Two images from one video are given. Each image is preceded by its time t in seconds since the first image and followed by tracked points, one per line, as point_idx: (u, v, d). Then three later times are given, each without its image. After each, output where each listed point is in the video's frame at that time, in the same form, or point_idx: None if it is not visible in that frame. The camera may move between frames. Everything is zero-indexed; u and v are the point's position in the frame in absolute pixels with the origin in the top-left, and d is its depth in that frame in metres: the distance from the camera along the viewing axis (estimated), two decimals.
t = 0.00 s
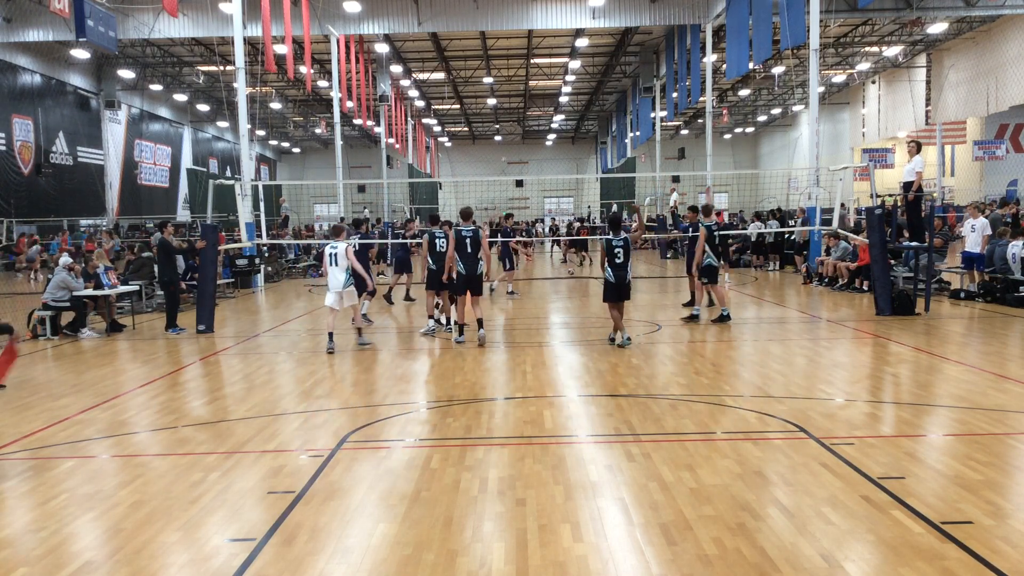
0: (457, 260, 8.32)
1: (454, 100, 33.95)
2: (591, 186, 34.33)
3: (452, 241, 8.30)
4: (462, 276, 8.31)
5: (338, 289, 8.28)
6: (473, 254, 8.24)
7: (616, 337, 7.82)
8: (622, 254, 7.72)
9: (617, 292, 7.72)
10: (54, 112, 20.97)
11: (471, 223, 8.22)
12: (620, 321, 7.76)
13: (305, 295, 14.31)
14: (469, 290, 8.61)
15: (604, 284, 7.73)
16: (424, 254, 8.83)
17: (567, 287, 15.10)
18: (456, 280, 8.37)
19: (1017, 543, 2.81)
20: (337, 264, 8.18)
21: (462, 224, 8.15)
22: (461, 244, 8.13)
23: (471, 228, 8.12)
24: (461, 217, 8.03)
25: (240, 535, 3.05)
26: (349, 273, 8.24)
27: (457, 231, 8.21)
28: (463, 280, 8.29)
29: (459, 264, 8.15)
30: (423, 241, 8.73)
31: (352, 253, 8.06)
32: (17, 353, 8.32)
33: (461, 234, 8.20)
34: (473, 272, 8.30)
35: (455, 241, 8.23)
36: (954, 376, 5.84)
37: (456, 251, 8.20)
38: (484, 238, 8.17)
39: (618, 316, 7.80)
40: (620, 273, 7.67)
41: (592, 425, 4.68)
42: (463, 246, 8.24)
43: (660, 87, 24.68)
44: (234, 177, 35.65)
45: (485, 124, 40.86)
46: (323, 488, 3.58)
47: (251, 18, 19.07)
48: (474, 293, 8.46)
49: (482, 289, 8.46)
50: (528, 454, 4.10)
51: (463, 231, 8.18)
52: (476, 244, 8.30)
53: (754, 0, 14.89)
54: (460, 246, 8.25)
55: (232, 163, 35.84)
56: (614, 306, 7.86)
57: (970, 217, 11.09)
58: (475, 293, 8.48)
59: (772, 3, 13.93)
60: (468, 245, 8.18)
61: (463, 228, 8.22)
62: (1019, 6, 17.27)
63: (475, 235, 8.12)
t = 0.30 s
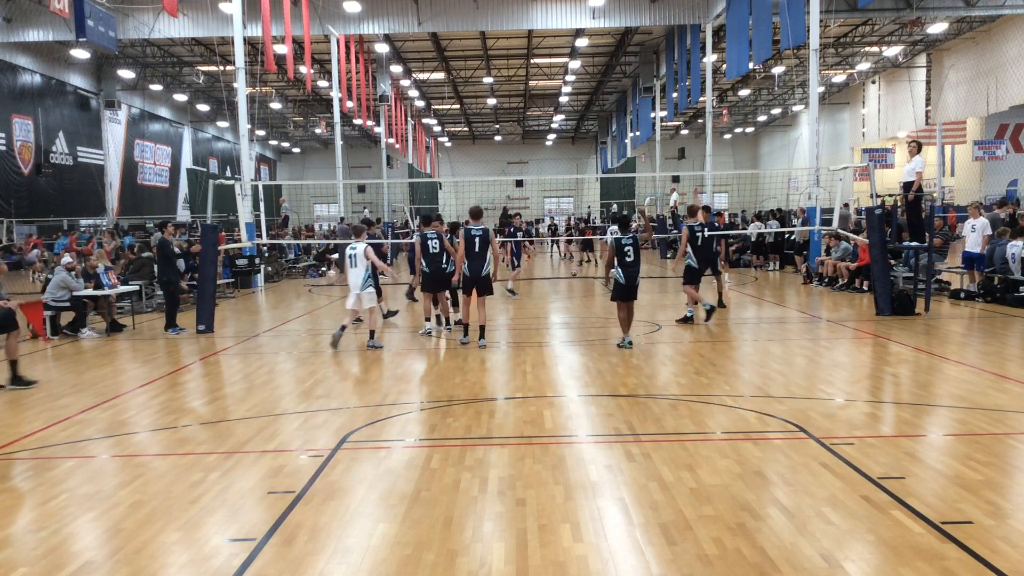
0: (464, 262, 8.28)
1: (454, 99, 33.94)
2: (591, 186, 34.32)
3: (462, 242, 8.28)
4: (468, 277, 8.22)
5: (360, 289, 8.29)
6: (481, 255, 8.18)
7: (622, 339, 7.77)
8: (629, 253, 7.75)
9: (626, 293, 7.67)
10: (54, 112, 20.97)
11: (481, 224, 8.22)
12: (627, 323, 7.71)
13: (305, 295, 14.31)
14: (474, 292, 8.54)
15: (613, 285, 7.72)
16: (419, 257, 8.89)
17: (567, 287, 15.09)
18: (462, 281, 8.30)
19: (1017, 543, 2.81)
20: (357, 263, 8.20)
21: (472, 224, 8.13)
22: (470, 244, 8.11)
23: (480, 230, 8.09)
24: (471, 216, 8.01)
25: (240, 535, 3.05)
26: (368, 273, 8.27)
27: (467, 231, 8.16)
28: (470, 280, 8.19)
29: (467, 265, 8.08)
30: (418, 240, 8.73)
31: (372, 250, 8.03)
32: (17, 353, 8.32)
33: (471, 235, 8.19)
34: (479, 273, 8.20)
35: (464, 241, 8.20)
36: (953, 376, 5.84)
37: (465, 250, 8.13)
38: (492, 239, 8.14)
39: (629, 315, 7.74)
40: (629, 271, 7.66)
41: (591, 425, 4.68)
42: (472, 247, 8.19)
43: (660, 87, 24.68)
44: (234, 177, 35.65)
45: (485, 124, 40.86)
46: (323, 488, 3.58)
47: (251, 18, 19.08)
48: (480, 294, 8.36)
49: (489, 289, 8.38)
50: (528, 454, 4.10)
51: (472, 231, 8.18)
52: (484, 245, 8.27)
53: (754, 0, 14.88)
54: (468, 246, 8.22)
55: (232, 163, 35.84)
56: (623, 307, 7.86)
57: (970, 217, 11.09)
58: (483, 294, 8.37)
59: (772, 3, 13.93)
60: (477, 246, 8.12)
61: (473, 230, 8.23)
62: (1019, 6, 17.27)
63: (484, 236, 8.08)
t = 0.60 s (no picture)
0: (469, 263, 7.86)
1: (454, 99, 33.94)
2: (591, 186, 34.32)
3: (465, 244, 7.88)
4: (474, 278, 7.79)
5: (370, 286, 8.33)
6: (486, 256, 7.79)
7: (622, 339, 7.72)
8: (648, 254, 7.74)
9: (640, 294, 7.70)
10: (54, 112, 20.96)
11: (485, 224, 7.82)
12: (631, 321, 7.64)
13: (305, 295, 14.31)
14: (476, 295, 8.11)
15: (627, 285, 7.71)
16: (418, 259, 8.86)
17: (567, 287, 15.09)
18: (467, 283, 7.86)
19: (1017, 543, 2.81)
20: (371, 261, 8.32)
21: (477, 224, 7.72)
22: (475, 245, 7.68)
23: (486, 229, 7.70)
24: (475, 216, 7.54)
25: (239, 535, 3.05)
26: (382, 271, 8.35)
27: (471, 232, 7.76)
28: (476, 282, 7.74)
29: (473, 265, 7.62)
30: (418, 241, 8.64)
31: (384, 248, 8.25)
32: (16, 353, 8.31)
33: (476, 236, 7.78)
34: (486, 275, 7.77)
35: (469, 241, 7.80)
36: (954, 376, 5.84)
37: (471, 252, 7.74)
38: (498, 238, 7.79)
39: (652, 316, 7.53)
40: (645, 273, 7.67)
41: (591, 425, 4.68)
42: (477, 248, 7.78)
43: (660, 87, 24.70)
44: (233, 177, 35.65)
45: (485, 124, 40.86)
46: (323, 488, 3.58)
47: (251, 18, 19.08)
48: (486, 297, 7.91)
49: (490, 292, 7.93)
50: (528, 454, 4.10)
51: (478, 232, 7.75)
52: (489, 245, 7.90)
53: (754, 0, 14.89)
54: (474, 246, 7.82)
55: (232, 163, 35.84)
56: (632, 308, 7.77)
57: (970, 217, 11.09)
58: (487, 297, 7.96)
59: (772, 3, 13.93)
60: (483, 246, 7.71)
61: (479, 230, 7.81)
62: (1019, 6, 17.27)
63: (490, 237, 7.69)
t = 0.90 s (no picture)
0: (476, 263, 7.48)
1: (454, 99, 33.94)
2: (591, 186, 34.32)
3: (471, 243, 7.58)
4: (482, 279, 7.44)
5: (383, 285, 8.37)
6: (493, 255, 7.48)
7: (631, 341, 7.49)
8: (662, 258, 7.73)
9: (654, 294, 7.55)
10: (54, 112, 20.97)
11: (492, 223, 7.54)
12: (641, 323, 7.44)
13: (305, 295, 14.32)
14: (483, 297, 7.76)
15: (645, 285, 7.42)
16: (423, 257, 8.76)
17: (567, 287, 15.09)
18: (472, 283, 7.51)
19: (1017, 543, 2.81)
20: (382, 260, 8.38)
21: (482, 222, 7.49)
22: (481, 244, 7.41)
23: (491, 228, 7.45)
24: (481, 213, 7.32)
25: (240, 535, 3.05)
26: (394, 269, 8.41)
27: (477, 231, 7.51)
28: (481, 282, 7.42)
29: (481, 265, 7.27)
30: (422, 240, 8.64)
31: (397, 248, 8.30)
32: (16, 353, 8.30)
33: (482, 235, 7.49)
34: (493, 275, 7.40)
35: (474, 241, 7.49)
36: (954, 376, 5.84)
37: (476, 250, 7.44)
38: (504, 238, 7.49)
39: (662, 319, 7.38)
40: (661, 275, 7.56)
41: (592, 425, 4.68)
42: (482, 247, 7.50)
43: (660, 87, 24.71)
44: (233, 177, 35.66)
45: (485, 124, 40.86)
46: (323, 488, 3.58)
47: (251, 18, 19.08)
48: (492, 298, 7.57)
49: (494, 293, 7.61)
50: (528, 454, 4.10)
51: (483, 231, 7.50)
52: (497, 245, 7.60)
53: (754, 0, 14.88)
54: (480, 246, 7.51)
55: (232, 163, 35.85)
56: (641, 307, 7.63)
57: (971, 217, 11.08)
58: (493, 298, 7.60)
59: (772, 3, 13.93)
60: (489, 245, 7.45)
61: (484, 229, 7.53)
62: (1019, 6, 17.27)
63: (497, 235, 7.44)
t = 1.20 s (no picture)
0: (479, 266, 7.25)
1: (454, 99, 33.93)
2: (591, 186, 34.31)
3: (476, 245, 7.27)
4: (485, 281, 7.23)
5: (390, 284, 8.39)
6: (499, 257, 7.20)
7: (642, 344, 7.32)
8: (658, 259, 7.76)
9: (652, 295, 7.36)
10: (54, 112, 20.97)
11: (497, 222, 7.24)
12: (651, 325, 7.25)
13: (305, 295, 14.32)
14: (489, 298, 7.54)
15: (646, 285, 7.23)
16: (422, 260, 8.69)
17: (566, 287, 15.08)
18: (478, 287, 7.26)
19: (1017, 543, 2.81)
20: (388, 257, 8.42)
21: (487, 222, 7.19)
22: (487, 246, 7.11)
23: (496, 228, 7.16)
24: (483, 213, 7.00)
25: (239, 535, 3.05)
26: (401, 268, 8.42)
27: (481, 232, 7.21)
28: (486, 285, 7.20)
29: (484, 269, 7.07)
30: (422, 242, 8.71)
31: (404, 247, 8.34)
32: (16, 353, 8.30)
33: (487, 237, 7.19)
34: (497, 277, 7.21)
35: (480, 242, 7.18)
36: (954, 376, 5.84)
37: (481, 253, 7.16)
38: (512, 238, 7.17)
39: (657, 320, 7.31)
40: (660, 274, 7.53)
41: (592, 425, 4.68)
42: (487, 249, 7.22)
43: (660, 87, 24.73)
44: (234, 177, 35.66)
45: (485, 124, 40.86)
46: (323, 488, 3.58)
47: (251, 18, 19.08)
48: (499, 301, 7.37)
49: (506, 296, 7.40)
50: (528, 454, 4.10)
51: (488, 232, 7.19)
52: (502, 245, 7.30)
53: (754, 0, 14.88)
54: (485, 248, 7.20)
55: (232, 163, 35.85)
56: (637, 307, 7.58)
57: (971, 217, 11.10)
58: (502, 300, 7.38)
59: (772, 3, 13.93)
60: (494, 246, 7.16)
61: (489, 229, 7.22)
62: (1019, 6, 17.27)
63: (502, 236, 7.14)
